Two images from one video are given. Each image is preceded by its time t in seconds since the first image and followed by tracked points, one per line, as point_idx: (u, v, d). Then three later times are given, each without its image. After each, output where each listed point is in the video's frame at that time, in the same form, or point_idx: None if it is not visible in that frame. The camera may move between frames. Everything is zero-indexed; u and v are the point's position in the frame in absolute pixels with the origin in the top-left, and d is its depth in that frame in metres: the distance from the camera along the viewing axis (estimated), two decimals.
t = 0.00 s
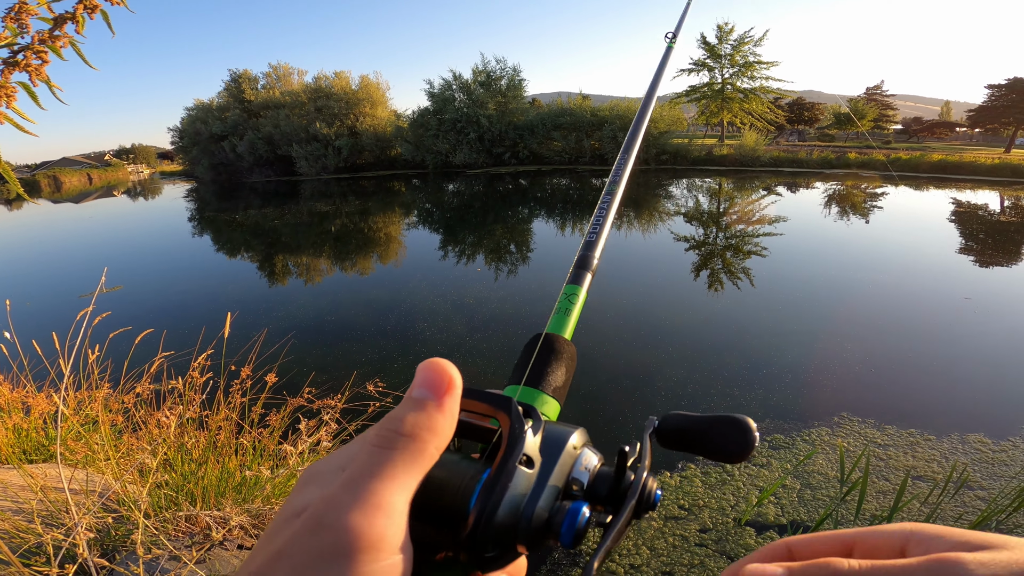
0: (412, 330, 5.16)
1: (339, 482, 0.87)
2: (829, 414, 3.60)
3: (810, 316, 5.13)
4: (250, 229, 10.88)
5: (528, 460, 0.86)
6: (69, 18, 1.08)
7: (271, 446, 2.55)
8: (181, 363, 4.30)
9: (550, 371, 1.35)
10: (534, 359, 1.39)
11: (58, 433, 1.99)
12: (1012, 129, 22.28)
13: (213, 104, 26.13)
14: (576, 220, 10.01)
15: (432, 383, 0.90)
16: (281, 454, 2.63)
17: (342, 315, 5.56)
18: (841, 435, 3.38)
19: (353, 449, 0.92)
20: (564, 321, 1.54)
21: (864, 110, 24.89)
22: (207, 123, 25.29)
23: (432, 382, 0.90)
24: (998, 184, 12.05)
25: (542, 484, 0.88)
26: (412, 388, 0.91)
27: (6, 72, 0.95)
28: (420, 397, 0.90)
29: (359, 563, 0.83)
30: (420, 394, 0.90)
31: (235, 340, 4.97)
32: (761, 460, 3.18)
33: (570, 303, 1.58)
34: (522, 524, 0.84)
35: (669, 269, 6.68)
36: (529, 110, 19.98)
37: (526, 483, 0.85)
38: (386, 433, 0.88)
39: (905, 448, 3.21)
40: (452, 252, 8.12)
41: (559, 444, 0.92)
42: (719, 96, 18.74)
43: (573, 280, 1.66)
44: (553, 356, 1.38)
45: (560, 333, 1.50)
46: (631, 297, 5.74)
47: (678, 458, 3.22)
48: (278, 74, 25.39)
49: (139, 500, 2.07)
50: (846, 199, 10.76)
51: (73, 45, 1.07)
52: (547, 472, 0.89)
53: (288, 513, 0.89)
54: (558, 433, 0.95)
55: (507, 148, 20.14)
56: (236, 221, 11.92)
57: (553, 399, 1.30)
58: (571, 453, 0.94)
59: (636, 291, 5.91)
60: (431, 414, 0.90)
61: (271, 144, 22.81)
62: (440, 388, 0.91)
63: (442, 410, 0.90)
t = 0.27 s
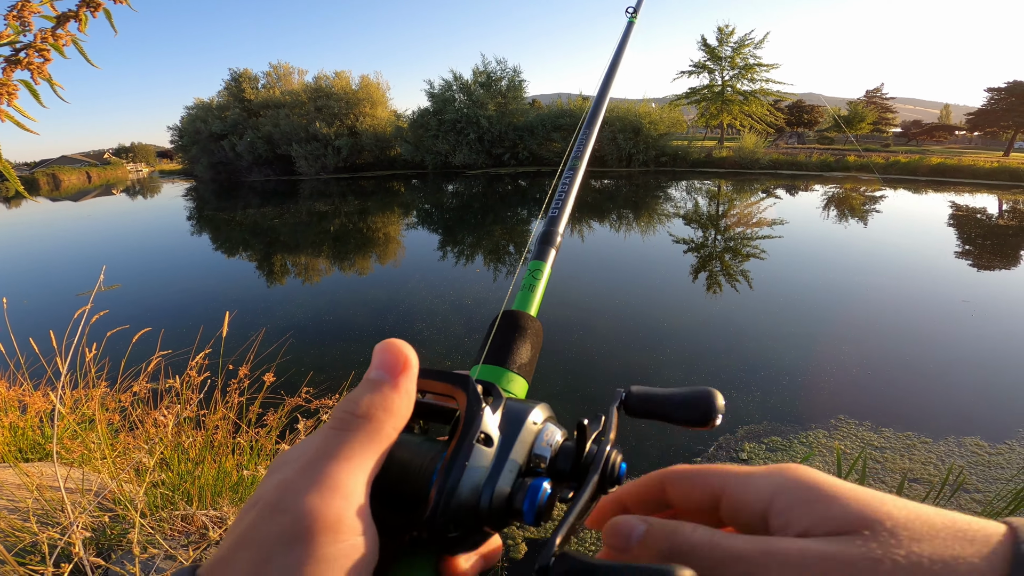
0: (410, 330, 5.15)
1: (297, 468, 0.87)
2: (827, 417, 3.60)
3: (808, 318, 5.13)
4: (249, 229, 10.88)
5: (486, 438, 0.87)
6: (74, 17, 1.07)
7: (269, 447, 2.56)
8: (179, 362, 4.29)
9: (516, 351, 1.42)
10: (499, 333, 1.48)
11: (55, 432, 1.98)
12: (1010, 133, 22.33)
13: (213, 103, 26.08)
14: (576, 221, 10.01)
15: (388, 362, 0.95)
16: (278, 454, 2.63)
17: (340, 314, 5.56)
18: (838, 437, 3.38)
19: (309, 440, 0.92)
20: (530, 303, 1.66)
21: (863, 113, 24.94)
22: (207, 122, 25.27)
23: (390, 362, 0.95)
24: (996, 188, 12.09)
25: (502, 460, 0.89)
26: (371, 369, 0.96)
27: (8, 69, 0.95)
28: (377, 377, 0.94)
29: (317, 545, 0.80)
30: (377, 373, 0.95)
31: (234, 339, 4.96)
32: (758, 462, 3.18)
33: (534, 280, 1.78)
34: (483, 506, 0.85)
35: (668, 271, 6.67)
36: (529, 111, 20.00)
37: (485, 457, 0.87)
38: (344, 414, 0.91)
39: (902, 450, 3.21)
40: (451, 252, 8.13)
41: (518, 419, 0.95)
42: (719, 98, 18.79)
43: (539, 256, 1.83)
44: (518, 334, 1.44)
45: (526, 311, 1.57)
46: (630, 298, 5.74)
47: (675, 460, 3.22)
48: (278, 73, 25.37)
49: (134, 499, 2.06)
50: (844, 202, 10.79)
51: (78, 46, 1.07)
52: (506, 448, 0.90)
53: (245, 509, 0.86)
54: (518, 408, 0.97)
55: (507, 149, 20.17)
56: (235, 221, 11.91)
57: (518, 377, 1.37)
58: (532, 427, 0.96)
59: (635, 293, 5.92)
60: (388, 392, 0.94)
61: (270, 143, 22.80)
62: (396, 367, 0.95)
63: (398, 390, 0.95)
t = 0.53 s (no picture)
0: (417, 333, 5.17)
1: (355, 499, 0.99)
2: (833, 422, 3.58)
3: (815, 323, 5.11)
4: (257, 231, 10.96)
5: (525, 483, 0.99)
6: (92, 19, 1.09)
7: (276, 448, 2.57)
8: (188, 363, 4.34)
9: (542, 404, 1.41)
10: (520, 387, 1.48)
11: (66, 433, 2.00)
12: (1022, 136, 22.04)
13: (222, 106, 26.33)
14: (582, 225, 10.00)
15: (442, 408, 1.07)
16: (285, 456, 2.64)
17: (347, 317, 5.59)
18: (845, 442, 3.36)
19: (367, 468, 1.05)
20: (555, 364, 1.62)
21: (872, 117, 24.76)
22: (217, 124, 25.50)
23: (444, 409, 1.07)
24: (1008, 192, 11.95)
25: (536, 509, 1.00)
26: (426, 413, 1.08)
27: (27, 70, 0.97)
28: (431, 421, 1.07)
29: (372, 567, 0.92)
30: (431, 418, 1.07)
31: (242, 340, 5.01)
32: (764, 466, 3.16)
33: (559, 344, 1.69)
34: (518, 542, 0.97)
35: (674, 275, 6.66)
36: (536, 114, 20.02)
37: (523, 505, 0.98)
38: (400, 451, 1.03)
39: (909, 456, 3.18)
40: (457, 256, 8.14)
41: (552, 469, 1.09)
42: (726, 102, 18.74)
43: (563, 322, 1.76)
44: (543, 386, 1.44)
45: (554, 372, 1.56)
46: (636, 302, 5.73)
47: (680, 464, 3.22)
48: (286, 76, 25.56)
49: (143, 500, 2.08)
50: (853, 206, 10.71)
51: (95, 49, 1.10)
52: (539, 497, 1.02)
53: (306, 526, 0.99)
54: (550, 461, 1.11)
55: (513, 153, 20.20)
56: (243, 223, 12.00)
57: (544, 431, 1.36)
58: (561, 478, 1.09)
59: (640, 297, 5.91)
60: (439, 436, 1.05)
61: (279, 146, 22.97)
62: (448, 414, 1.07)
63: (449, 434, 1.06)
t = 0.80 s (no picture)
0: (419, 339, 5.16)
1: None
2: (838, 425, 3.56)
3: (818, 326, 5.09)
4: (259, 237, 10.99)
5: (597, 565, 0.87)
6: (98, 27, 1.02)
7: (280, 453, 2.55)
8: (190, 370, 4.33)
9: (590, 501, 1.20)
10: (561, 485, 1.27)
11: (70, 438, 1.99)
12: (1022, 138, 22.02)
13: (224, 112, 26.45)
14: (583, 230, 10.01)
15: (525, 495, 0.81)
16: (288, 462, 2.62)
17: (349, 324, 5.58)
18: (849, 446, 3.33)
19: (456, 542, 0.88)
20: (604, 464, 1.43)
21: (872, 120, 24.80)
22: (218, 131, 25.61)
23: (528, 495, 0.81)
24: (1008, 195, 11.94)
25: None
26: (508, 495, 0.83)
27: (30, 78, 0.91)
28: (514, 508, 0.81)
29: None
30: (513, 505, 0.81)
31: (244, 347, 5.00)
32: (768, 470, 3.14)
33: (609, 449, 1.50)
34: None
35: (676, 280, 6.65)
36: (536, 120, 20.08)
37: None
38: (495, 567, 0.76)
39: (914, 459, 3.16)
40: (458, 262, 8.15)
41: (617, 558, 0.98)
42: (726, 106, 18.80)
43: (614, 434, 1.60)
44: (591, 483, 1.23)
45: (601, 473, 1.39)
46: (638, 307, 5.72)
47: (684, 468, 3.19)
48: (288, 83, 25.69)
49: (147, 506, 2.06)
50: (854, 210, 10.68)
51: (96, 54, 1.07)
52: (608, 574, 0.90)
53: None
54: (614, 549, 1.00)
55: (513, 158, 20.27)
56: (245, 230, 12.03)
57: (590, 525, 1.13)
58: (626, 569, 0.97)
59: (642, 302, 5.90)
60: (523, 526, 0.81)
61: (280, 152, 23.05)
62: (535, 500, 0.81)
63: (535, 523, 0.82)
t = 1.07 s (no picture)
0: (418, 342, 5.16)
1: None
2: (835, 431, 3.55)
3: (817, 333, 5.10)
4: (259, 239, 10.99)
5: None
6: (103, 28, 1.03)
7: (277, 455, 2.55)
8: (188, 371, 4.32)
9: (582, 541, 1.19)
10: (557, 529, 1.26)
11: (66, 438, 1.99)
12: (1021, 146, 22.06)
13: (225, 113, 26.49)
14: (583, 235, 10.02)
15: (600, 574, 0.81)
16: (285, 463, 2.61)
17: (348, 326, 5.57)
18: (846, 451, 3.32)
19: None
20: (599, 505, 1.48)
21: (872, 126, 24.86)
22: (220, 132, 25.65)
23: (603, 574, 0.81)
24: (1007, 202, 11.97)
25: None
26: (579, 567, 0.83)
27: (36, 79, 0.92)
28: None
29: None
30: None
31: (242, 348, 4.99)
32: (765, 476, 3.13)
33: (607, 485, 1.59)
34: None
35: (675, 286, 6.64)
36: (537, 124, 20.14)
37: None
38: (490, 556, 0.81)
39: (911, 465, 3.15)
40: (458, 265, 8.15)
41: None
42: (726, 112, 18.85)
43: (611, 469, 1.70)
44: (584, 523, 1.22)
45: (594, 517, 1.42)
46: (637, 313, 5.72)
47: (681, 473, 3.19)
48: (289, 84, 25.75)
49: (142, 506, 2.05)
50: (854, 217, 10.69)
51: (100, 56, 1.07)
52: None
53: None
54: None
55: (514, 162, 20.32)
56: (245, 231, 12.03)
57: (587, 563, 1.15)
58: None
59: (641, 307, 5.90)
60: None
61: (281, 154, 23.08)
62: None
63: None
